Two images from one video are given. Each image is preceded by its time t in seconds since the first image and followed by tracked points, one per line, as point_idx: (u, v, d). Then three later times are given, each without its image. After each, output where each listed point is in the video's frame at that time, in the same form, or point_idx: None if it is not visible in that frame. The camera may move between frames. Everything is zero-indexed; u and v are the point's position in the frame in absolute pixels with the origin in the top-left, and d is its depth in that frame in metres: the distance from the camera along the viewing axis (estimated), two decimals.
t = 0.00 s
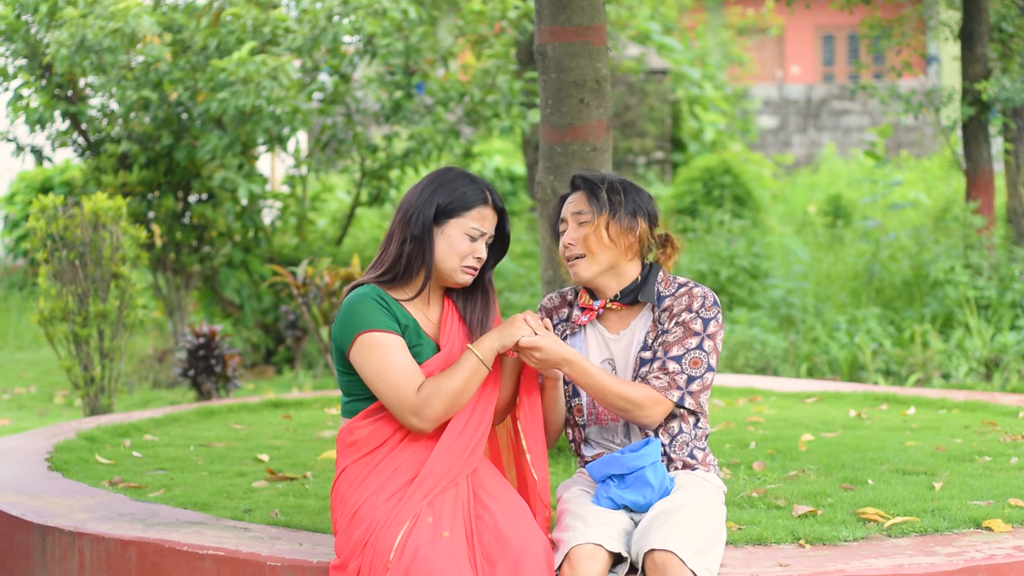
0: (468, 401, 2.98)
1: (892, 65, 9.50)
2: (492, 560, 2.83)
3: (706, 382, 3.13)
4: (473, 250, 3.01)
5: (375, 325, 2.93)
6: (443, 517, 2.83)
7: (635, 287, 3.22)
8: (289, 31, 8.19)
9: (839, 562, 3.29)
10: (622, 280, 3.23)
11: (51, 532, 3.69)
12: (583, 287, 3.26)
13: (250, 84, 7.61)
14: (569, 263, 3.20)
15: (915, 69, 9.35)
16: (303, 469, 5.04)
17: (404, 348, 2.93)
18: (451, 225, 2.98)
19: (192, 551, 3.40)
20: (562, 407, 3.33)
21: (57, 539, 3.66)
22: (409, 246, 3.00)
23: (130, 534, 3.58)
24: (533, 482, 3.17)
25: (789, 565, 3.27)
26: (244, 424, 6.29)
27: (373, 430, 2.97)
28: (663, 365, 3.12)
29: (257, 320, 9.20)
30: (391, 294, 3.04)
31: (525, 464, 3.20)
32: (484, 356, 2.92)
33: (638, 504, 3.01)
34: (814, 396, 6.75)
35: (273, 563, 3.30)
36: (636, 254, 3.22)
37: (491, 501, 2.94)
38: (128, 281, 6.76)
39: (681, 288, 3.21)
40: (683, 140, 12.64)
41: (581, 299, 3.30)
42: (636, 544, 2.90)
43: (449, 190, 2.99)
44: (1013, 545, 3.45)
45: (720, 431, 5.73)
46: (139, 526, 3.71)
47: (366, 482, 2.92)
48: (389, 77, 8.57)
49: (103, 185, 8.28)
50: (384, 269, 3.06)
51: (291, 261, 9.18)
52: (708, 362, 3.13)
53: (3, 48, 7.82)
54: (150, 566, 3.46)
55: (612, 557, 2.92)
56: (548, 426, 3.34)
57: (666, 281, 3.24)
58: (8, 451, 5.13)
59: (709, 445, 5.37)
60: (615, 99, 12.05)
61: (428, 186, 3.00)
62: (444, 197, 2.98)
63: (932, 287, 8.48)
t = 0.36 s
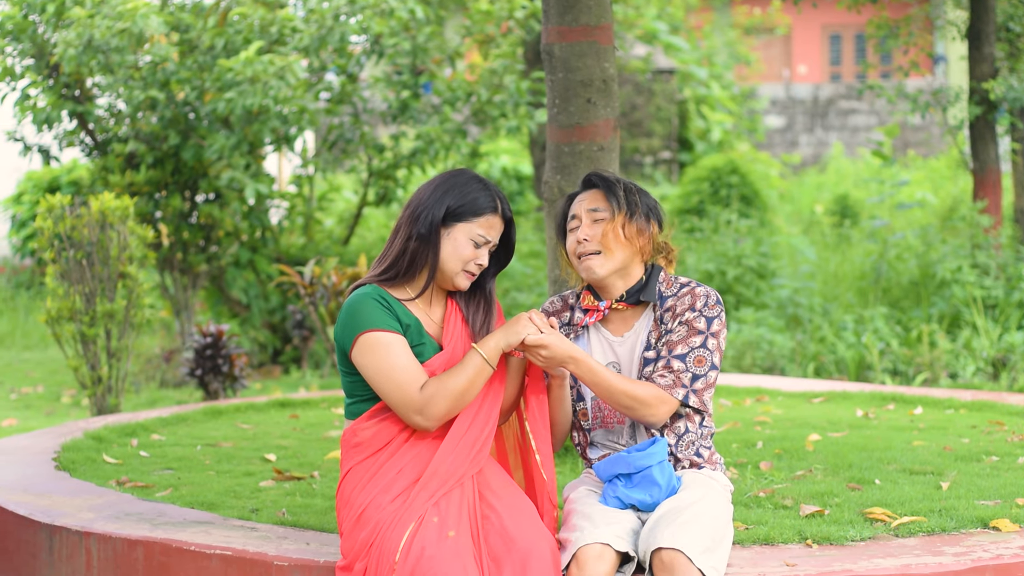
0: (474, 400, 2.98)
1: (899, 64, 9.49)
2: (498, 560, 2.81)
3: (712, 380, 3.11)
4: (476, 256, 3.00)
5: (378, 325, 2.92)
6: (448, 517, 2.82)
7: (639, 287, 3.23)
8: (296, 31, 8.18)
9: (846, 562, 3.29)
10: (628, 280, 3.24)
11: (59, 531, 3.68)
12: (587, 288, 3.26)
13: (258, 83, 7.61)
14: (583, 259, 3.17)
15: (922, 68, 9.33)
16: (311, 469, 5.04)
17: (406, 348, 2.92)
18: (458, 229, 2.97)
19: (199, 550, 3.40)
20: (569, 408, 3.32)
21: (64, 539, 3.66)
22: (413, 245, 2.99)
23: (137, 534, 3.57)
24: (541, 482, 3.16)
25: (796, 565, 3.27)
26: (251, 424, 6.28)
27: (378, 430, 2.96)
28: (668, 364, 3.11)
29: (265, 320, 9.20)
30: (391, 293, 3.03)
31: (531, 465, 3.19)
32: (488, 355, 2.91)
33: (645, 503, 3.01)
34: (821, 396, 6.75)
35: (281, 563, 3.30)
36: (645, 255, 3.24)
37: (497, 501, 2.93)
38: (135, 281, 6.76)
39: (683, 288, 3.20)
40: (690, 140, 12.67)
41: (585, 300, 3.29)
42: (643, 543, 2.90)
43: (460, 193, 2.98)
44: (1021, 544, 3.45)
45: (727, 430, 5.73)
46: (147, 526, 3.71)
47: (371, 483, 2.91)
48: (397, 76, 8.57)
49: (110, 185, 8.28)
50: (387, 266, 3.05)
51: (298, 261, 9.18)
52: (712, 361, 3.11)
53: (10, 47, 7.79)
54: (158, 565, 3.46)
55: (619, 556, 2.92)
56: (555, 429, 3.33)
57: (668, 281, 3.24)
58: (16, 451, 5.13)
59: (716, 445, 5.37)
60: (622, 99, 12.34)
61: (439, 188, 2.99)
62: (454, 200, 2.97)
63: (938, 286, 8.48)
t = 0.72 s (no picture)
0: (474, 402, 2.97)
1: (904, 64, 9.49)
2: (502, 560, 2.82)
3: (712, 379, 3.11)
4: (477, 257, 2.99)
5: (375, 325, 2.92)
6: (451, 517, 2.81)
7: (639, 290, 3.23)
8: (301, 31, 8.20)
9: (852, 562, 3.29)
10: (629, 283, 3.24)
11: (64, 532, 3.68)
12: (588, 290, 3.26)
13: (263, 84, 7.63)
14: (589, 259, 3.16)
15: (927, 68, 9.33)
16: (316, 469, 5.04)
17: (404, 349, 2.92)
18: (459, 230, 2.97)
19: (205, 550, 3.40)
20: (570, 410, 3.31)
21: (69, 539, 3.65)
22: (414, 246, 2.99)
23: (142, 534, 3.57)
24: (543, 483, 3.16)
25: (801, 566, 3.27)
26: (256, 424, 6.29)
27: (379, 432, 2.96)
28: (666, 366, 3.11)
29: (270, 320, 9.21)
30: (389, 293, 3.03)
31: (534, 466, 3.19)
32: (487, 357, 2.90)
33: (650, 503, 3.00)
34: (826, 396, 6.75)
35: (286, 563, 3.29)
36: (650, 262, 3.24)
37: (499, 501, 2.93)
38: (140, 281, 6.77)
39: (681, 289, 3.19)
40: (695, 140, 12.66)
41: (585, 302, 3.29)
42: (649, 544, 2.90)
43: (460, 194, 2.97)
44: None
45: (732, 430, 5.73)
46: (152, 526, 3.71)
47: (372, 485, 2.90)
48: (402, 77, 8.57)
49: (116, 185, 8.29)
50: (387, 266, 3.04)
51: (304, 262, 9.19)
52: (711, 362, 3.12)
53: (16, 48, 7.80)
54: (163, 565, 3.46)
55: (625, 557, 2.92)
56: (557, 431, 3.33)
57: (667, 282, 3.23)
58: (21, 451, 5.13)
59: (722, 445, 5.37)
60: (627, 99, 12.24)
61: (439, 189, 2.98)
62: (454, 201, 2.97)
63: (944, 286, 8.48)
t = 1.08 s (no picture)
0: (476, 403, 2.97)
1: (906, 64, 9.48)
2: (504, 560, 2.82)
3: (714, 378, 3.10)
4: (478, 256, 2.99)
5: (377, 321, 2.92)
6: (452, 518, 2.81)
7: (639, 290, 3.22)
8: (304, 32, 8.20)
9: (853, 562, 3.29)
10: (630, 286, 3.22)
11: (66, 531, 3.68)
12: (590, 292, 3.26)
13: (266, 84, 7.63)
14: (592, 266, 3.16)
15: (929, 68, 9.32)
16: (318, 469, 5.04)
17: (405, 346, 2.92)
18: (459, 229, 2.96)
19: (207, 550, 3.40)
20: (571, 408, 3.31)
21: (72, 539, 3.65)
22: (415, 247, 2.99)
23: (145, 534, 3.57)
24: (544, 484, 3.16)
25: (803, 565, 3.26)
26: (259, 424, 6.28)
27: (381, 432, 2.96)
28: (667, 365, 3.10)
29: (272, 320, 9.22)
30: (395, 292, 3.03)
31: (536, 467, 3.19)
32: (489, 358, 2.89)
33: (654, 504, 3.00)
34: (829, 396, 6.75)
35: (288, 563, 3.30)
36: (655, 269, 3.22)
37: (502, 501, 2.92)
38: (143, 281, 6.77)
39: (679, 287, 3.20)
40: (698, 140, 12.68)
41: (587, 303, 3.29)
42: (653, 544, 2.89)
43: (460, 194, 2.97)
44: None
45: (735, 430, 5.73)
46: (154, 526, 3.71)
47: (375, 485, 2.90)
48: (404, 76, 8.57)
49: (118, 185, 8.30)
50: (389, 266, 3.05)
51: (306, 261, 9.19)
52: (712, 360, 3.10)
53: (19, 48, 7.79)
54: (165, 565, 3.46)
55: (629, 557, 2.91)
56: (558, 427, 3.33)
57: (666, 282, 3.23)
58: (23, 451, 5.13)
59: (724, 445, 5.37)
60: (629, 99, 12.26)
61: (439, 189, 2.98)
62: (454, 200, 2.96)
63: (946, 286, 8.48)
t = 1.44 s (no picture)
0: (481, 401, 2.95)
1: (910, 64, 9.47)
2: (511, 560, 2.82)
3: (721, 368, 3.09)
4: (482, 251, 2.99)
5: (384, 316, 2.91)
6: (458, 517, 2.81)
7: (643, 285, 3.22)
8: (308, 31, 8.19)
9: (858, 562, 3.29)
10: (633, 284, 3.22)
11: (70, 532, 3.67)
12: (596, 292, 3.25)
13: (270, 84, 7.63)
14: (597, 272, 3.16)
15: (933, 68, 9.32)
16: (322, 469, 5.04)
17: (413, 341, 2.91)
18: (462, 223, 2.96)
19: (211, 551, 3.40)
20: (577, 403, 3.28)
21: (76, 539, 3.65)
22: (419, 242, 2.99)
23: (149, 534, 3.57)
24: (551, 482, 3.15)
25: (807, 565, 3.26)
26: (263, 424, 6.28)
27: (389, 431, 2.96)
28: (674, 354, 3.10)
29: (276, 320, 9.22)
30: (402, 286, 3.02)
31: (542, 466, 3.19)
32: (497, 356, 2.88)
33: (658, 504, 2.99)
34: (833, 396, 6.75)
35: (292, 563, 3.30)
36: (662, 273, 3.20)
37: (509, 502, 2.92)
38: (146, 281, 6.76)
39: (679, 279, 3.21)
40: (701, 140, 12.69)
41: (593, 301, 3.29)
42: (657, 544, 2.89)
43: (462, 188, 2.97)
44: None
45: (738, 430, 5.73)
46: (158, 526, 3.71)
47: (382, 485, 2.91)
48: (408, 76, 8.59)
49: (122, 185, 8.31)
50: (393, 262, 3.04)
51: (310, 261, 9.19)
52: (718, 347, 3.10)
53: (21, 47, 7.77)
54: (169, 566, 3.46)
55: (633, 558, 2.91)
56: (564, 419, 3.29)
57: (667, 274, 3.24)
58: (27, 451, 5.13)
59: (727, 445, 5.36)
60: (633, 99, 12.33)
61: (441, 184, 2.98)
62: (457, 195, 2.96)
63: (950, 286, 8.48)
